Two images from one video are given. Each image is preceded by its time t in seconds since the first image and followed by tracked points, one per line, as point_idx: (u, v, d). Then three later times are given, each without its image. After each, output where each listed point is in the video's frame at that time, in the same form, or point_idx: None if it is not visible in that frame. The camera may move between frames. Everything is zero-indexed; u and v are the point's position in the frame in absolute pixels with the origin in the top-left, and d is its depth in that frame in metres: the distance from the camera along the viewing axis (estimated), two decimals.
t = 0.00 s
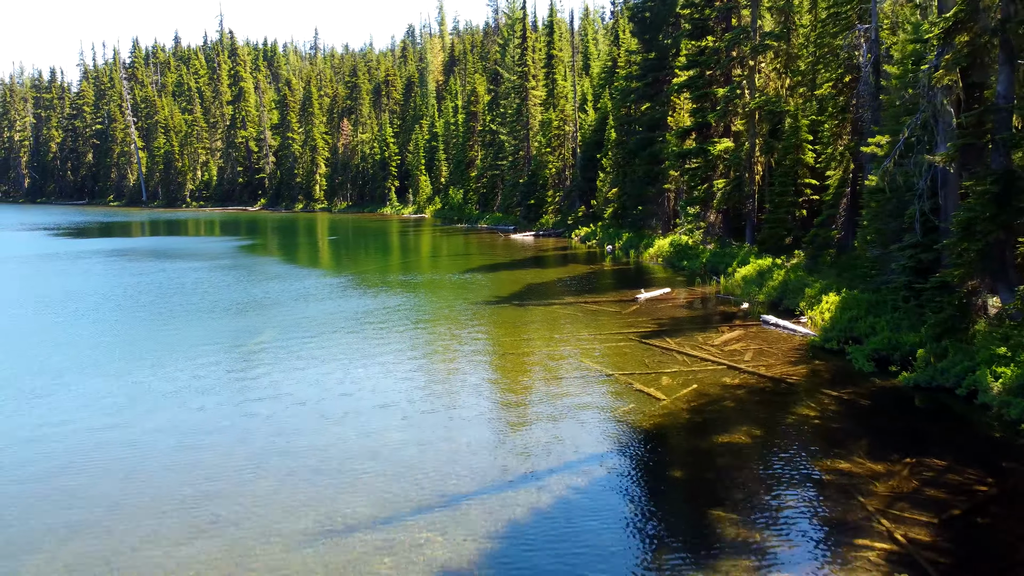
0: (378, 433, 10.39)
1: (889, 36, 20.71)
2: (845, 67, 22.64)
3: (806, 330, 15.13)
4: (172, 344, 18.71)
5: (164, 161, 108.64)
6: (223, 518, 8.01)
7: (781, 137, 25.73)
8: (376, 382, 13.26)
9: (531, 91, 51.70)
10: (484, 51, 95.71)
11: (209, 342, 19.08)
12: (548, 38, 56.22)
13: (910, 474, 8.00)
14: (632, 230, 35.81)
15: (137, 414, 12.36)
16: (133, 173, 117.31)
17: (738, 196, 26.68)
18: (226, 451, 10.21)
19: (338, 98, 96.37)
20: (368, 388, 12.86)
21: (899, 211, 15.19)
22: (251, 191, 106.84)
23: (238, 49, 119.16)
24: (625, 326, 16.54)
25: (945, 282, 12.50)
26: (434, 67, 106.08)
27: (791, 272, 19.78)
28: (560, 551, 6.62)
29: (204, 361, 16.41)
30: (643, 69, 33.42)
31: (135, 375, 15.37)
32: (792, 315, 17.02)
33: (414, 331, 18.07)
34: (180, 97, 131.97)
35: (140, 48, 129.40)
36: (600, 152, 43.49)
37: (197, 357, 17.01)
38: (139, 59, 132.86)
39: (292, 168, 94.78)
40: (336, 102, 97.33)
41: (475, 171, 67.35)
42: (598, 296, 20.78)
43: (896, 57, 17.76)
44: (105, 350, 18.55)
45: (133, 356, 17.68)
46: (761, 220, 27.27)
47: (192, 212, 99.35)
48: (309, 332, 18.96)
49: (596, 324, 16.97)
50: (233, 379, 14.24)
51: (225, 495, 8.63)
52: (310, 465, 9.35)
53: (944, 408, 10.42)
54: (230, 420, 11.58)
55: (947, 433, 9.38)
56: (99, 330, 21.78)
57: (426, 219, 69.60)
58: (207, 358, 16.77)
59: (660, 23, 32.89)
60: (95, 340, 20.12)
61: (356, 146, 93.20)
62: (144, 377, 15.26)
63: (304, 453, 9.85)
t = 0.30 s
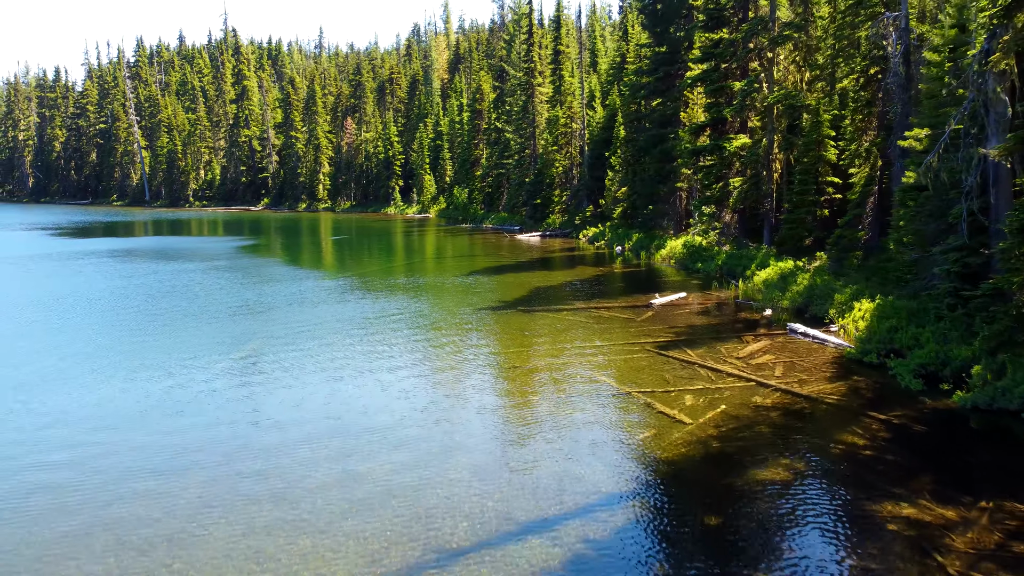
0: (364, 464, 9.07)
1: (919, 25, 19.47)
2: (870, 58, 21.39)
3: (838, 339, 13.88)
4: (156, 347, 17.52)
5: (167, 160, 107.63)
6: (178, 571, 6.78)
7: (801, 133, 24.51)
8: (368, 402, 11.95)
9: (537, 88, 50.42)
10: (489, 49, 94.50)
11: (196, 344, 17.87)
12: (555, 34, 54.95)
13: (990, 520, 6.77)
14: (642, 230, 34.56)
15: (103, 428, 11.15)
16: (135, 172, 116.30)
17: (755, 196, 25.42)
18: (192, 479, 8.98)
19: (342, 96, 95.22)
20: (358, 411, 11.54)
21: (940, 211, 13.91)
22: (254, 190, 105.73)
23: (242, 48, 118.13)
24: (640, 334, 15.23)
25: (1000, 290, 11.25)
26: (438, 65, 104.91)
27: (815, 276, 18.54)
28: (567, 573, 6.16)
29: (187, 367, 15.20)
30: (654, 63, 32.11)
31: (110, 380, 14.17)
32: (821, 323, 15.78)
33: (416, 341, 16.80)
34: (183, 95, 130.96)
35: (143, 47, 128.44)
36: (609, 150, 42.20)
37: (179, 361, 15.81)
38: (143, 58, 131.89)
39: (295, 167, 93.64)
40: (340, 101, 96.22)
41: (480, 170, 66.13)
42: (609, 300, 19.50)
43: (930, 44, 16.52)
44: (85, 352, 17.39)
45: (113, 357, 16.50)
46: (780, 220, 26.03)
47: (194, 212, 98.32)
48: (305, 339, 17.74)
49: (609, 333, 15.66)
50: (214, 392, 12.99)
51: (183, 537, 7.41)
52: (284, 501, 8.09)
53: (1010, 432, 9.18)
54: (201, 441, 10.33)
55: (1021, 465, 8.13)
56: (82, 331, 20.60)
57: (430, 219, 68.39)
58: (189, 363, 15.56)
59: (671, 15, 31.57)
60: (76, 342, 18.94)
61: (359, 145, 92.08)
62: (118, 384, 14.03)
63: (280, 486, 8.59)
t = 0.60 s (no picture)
0: (344, 501, 7.79)
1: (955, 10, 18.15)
2: (900, 49, 20.10)
3: (876, 351, 12.62)
4: (138, 352, 16.29)
5: (171, 159, 106.71)
6: None
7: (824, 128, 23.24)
8: (357, 420, 10.65)
9: (544, 84, 49.16)
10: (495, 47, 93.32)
11: (181, 349, 16.63)
12: (562, 29, 53.69)
13: None
14: (653, 230, 33.31)
15: (61, 452, 9.95)
16: (139, 171, 115.40)
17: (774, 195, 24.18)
18: (147, 516, 7.78)
19: (346, 94, 94.14)
20: (346, 430, 10.24)
21: (989, 210, 12.62)
22: (258, 189, 104.72)
23: (245, 46, 117.12)
24: (657, 344, 13.93)
25: None
26: (443, 63, 103.75)
27: (844, 279, 17.29)
28: None
29: (167, 376, 13.94)
30: (666, 56, 30.81)
31: (80, 393, 12.95)
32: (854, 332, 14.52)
33: (418, 347, 15.50)
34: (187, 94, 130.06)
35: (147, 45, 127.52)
36: (618, 147, 40.95)
37: (159, 369, 14.55)
38: (147, 57, 130.97)
39: (299, 166, 92.57)
40: (344, 99, 95.12)
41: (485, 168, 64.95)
42: (622, 305, 18.23)
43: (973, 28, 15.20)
44: (61, 357, 16.18)
45: (90, 363, 15.26)
46: (800, 219, 24.76)
47: (197, 211, 97.37)
48: (299, 346, 16.46)
49: (624, 341, 14.34)
50: (190, 409, 11.74)
51: None
52: (249, 549, 6.89)
53: None
54: (165, 469, 9.11)
55: None
56: (64, 334, 19.40)
57: (435, 218, 67.24)
58: (170, 371, 14.30)
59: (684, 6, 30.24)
60: (54, 346, 17.73)
61: (363, 144, 91.00)
62: (88, 396, 12.79)
63: (247, 529, 7.38)
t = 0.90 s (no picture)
0: (323, 557, 6.61)
1: None
2: (934, 38, 18.77)
3: (923, 366, 11.37)
4: (117, 360, 15.03)
5: (174, 158, 105.78)
6: None
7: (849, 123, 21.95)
8: (345, 449, 9.36)
9: (551, 80, 47.90)
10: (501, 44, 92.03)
11: (165, 356, 15.37)
12: (569, 24, 52.41)
13: None
14: (665, 230, 32.07)
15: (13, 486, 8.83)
16: (142, 170, 114.54)
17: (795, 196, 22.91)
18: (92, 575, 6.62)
19: (350, 93, 93.06)
20: (332, 461, 8.98)
21: None
22: (261, 188, 103.67)
23: (249, 43, 116.04)
24: (678, 358, 12.64)
25: None
26: (449, 61, 102.51)
27: (876, 284, 16.02)
28: None
29: (142, 391, 12.66)
30: (679, 49, 29.52)
31: (45, 412, 11.72)
32: (893, 343, 13.28)
33: (419, 357, 14.16)
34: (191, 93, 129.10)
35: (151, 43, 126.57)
36: (627, 145, 39.67)
37: (136, 381, 13.30)
38: (151, 55, 130.20)
39: (302, 165, 91.46)
40: (348, 97, 94.03)
41: (491, 167, 63.74)
42: (636, 312, 16.97)
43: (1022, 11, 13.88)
44: (34, 368, 14.94)
45: (63, 373, 14.02)
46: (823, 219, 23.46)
47: (201, 211, 96.42)
48: (292, 353, 15.15)
49: (642, 354, 13.04)
50: (161, 433, 10.50)
51: None
52: None
53: None
54: (124, 511, 7.96)
55: None
56: (46, 340, 18.25)
57: (439, 218, 66.08)
58: (147, 384, 13.03)
59: None
60: (29, 355, 16.50)
61: (368, 142, 89.87)
62: (53, 415, 11.56)
63: None
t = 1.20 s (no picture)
0: None
1: None
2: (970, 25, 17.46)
3: (978, 386, 10.11)
4: (86, 373, 13.71)
5: (176, 157, 104.78)
6: None
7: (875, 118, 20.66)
8: (326, 487, 8.09)
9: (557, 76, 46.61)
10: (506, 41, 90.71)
11: (139, 367, 14.06)
12: (576, 18, 51.10)
13: None
14: (676, 231, 30.80)
15: None
16: (145, 169, 113.60)
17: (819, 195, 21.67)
18: None
19: (353, 91, 91.91)
20: (308, 503, 7.71)
21: None
22: (264, 187, 102.59)
23: (252, 41, 114.95)
24: (701, 374, 11.34)
25: None
26: (453, 58, 101.19)
27: (913, 290, 14.75)
28: None
29: (106, 413, 11.35)
30: (692, 42, 28.23)
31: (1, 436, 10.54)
32: (938, 357, 12.01)
33: (417, 369, 12.80)
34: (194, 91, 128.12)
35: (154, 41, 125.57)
36: (637, 142, 38.38)
37: (102, 399, 12.00)
38: (155, 53, 129.25)
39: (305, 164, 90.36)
40: (352, 95, 92.84)
41: (496, 165, 62.47)
42: (650, 321, 15.68)
43: None
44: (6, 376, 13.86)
45: (24, 391, 12.69)
46: (846, 217, 22.12)
47: (204, 210, 95.45)
48: (278, 364, 13.80)
49: (660, 369, 11.70)
50: (120, 466, 9.25)
51: None
52: None
53: None
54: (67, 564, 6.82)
55: None
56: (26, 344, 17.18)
57: (443, 217, 64.88)
58: (113, 404, 11.71)
59: None
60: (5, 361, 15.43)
61: (371, 140, 88.66)
62: (14, 436, 10.46)
63: None
